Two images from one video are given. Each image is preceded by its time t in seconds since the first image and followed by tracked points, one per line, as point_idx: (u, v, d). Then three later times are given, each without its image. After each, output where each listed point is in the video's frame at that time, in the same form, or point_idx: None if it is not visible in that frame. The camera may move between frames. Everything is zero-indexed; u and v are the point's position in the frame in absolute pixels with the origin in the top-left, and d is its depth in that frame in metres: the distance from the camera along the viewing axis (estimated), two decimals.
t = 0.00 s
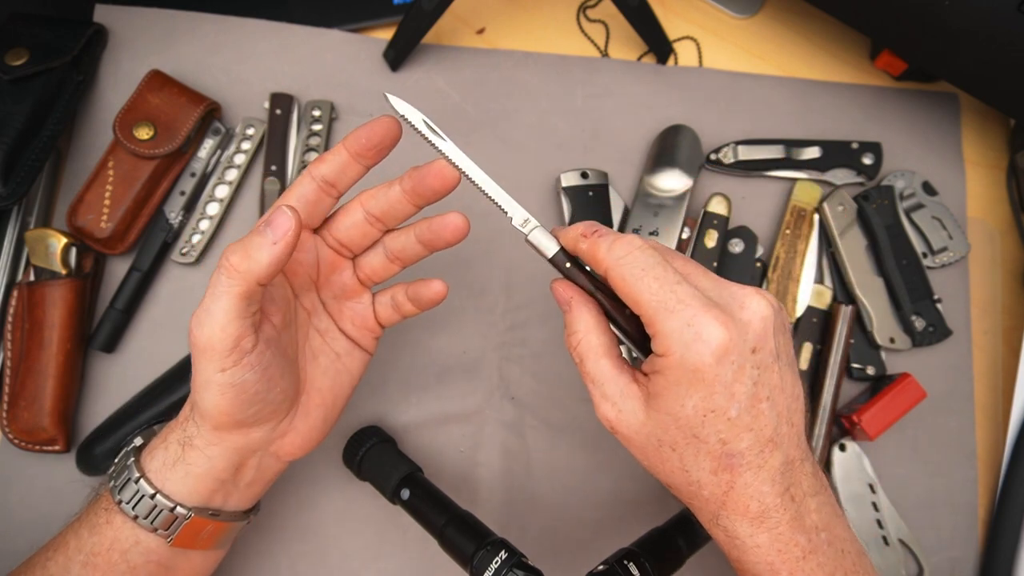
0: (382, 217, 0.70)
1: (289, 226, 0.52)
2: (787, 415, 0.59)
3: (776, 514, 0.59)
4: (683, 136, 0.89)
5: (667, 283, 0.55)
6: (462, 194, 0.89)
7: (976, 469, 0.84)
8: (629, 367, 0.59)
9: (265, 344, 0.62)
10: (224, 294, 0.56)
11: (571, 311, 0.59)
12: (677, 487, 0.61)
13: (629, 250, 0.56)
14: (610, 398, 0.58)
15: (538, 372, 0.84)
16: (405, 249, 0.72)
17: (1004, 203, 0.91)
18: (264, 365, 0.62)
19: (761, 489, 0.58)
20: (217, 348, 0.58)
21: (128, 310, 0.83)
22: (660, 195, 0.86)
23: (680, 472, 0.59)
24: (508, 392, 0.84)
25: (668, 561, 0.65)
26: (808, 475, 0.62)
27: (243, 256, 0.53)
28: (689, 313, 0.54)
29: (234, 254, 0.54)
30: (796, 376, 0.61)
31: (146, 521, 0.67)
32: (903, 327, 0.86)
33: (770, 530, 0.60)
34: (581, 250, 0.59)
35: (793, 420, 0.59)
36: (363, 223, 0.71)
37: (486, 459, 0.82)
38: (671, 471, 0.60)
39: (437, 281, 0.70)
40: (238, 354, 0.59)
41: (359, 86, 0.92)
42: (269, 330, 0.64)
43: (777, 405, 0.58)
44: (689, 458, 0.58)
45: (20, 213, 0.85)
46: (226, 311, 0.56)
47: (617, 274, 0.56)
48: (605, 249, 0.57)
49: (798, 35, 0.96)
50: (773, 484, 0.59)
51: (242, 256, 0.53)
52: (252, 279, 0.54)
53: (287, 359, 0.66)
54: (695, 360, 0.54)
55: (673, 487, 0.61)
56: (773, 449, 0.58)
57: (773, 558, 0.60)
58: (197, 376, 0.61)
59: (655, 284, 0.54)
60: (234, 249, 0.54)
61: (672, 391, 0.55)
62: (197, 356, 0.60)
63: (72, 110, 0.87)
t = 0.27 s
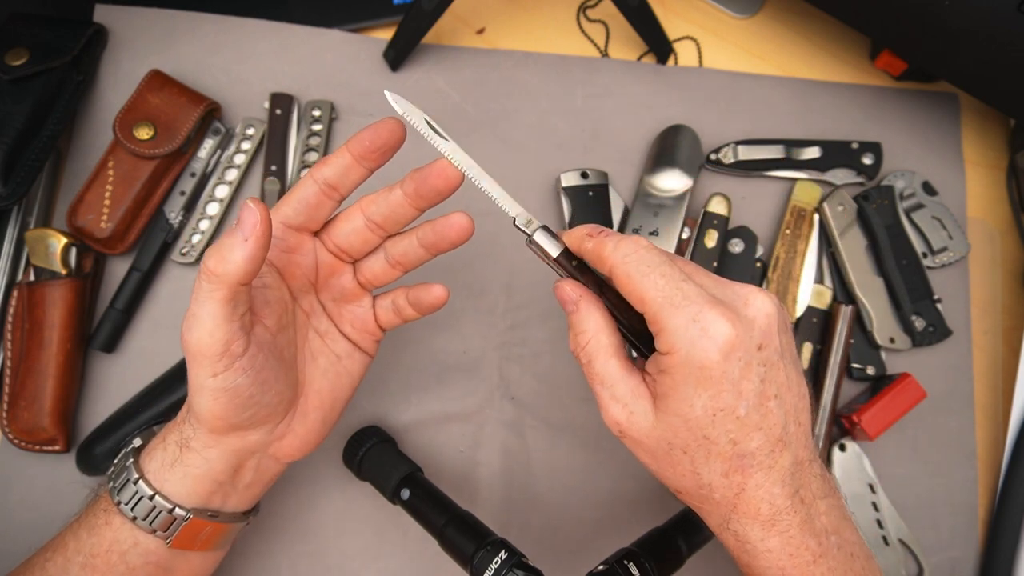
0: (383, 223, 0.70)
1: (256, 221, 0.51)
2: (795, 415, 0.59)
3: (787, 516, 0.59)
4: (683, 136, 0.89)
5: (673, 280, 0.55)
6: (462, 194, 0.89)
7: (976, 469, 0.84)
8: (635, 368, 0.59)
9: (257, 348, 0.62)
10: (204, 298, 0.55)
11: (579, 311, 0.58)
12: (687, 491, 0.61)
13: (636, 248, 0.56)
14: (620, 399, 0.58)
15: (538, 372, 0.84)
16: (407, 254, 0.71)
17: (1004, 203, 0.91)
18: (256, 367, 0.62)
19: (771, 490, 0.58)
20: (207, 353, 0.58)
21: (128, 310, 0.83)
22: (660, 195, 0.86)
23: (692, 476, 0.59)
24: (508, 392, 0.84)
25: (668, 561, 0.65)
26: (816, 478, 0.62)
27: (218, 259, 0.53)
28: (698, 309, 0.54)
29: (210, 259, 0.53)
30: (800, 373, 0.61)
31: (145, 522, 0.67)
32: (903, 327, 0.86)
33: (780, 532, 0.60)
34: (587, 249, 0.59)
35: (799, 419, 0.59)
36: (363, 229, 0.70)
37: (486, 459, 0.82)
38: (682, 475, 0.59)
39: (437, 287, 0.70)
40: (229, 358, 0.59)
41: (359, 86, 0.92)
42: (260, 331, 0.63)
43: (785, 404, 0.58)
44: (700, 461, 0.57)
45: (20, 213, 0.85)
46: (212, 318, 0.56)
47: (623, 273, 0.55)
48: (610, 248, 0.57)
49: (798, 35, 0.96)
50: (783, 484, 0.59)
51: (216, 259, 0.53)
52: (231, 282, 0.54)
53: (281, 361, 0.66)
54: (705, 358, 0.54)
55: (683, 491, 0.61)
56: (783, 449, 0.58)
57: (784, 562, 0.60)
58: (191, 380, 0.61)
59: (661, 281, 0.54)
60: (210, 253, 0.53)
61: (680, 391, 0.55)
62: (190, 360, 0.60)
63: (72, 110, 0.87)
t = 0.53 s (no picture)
0: (383, 223, 0.70)
1: (249, 219, 0.51)
2: (799, 418, 0.59)
3: (788, 519, 0.59)
4: (683, 136, 0.89)
5: (676, 285, 0.54)
6: (462, 194, 0.89)
7: (976, 469, 0.84)
8: (635, 368, 0.59)
9: (255, 346, 0.62)
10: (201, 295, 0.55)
11: (577, 313, 0.59)
12: (687, 492, 0.61)
13: (637, 251, 0.55)
14: (618, 400, 0.58)
15: (538, 372, 0.84)
16: (407, 255, 0.71)
17: (1003, 203, 0.91)
18: (254, 365, 0.62)
19: (772, 493, 0.58)
20: (206, 351, 0.58)
21: (127, 310, 0.83)
22: (660, 195, 0.86)
23: (691, 478, 0.59)
24: (508, 392, 0.84)
25: (668, 561, 0.65)
26: (818, 480, 0.62)
27: (214, 257, 0.53)
28: (702, 314, 0.54)
29: (206, 256, 0.53)
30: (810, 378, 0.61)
31: (144, 520, 0.67)
32: (903, 327, 0.86)
33: (781, 535, 0.59)
34: (587, 253, 0.58)
35: (803, 423, 0.59)
36: (364, 229, 0.70)
37: (486, 459, 0.82)
38: (681, 476, 0.60)
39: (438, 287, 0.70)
40: (227, 356, 0.59)
41: (359, 86, 0.92)
42: (258, 330, 0.63)
43: (789, 409, 0.58)
44: (700, 463, 0.58)
45: (20, 213, 0.85)
46: (210, 315, 0.56)
47: (625, 276, 0.55)
48: (612, 251, 0.56)
49: (798, 35, 0.96)
50: (785, 488, 0.58)
51: (212, 256, 0.53)
52: (228, 279, 0.53)
53: (280, 360, 0.66)
54: (707, 364, 0.53)
55: (682, 490, 0.61)
56: (784, 452, 0.58)
57: (784, 563, 0.60)
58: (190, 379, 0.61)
59: (664, 285, 0.54)
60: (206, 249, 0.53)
61: (682, 395, 0.55)
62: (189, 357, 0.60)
63: (72, 111, 0.87)
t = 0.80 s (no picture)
0: (382, 221, 0.70)
1: (238, 213, 0.51)
2: (801, 421, 0.59)
3: (788, 522, 0.59)
4: (683, 136, 0.89)
5: (678, 290, 0.54)
6: (462, 194, 0.89)
7: (976, 469, 0.84)
8: (635, 368, 0.59)
9: (255, 344, 0.62)
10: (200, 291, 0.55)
11: (575, 313, 0.60)
12: (687, 493, 0.61)
13: (638, 254, 0.55)
14: (619, 400, 0.58)
15: (538, 372, 0.84)
16: (406, 254, 0.71)
17: (1003, 203, 0.91)
18: (254, 362, 0.62)
19: (773, 496, 0.58)
20: (205, 349, 0.58)
21: (128, 310, 0.83)
22: (660, 195, 0.86)
23: (692, 479, 0.59)
24: (508, 392, 0.84)
25: (668, 561, 0.65)
26: (819, 480, 0.62)
27: (210, 256, 0.52)
28: (705, 317, 0.53)
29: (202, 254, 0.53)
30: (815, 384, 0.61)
31: (144, 517, 0.67)
32: (903, 327, 0.86)
33: (781, 538, 0.59)
34: (588, 255, 0.58)
35: (807, 426, 0.59)
36: (363, 227, 0.70)
37: (486, 459, 0.82)
38: (681, 477, 0.60)
39: (437, 286, 0.70)
40: (226, 354, 0.59)
41: (359, 86, 0.92)
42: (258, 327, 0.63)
43: (791, 413, 0.57)
44: (701, 465, 0.58)
45: (20, 213, 0.85)
46: (210, 314, 0.56)
47: (626, 281, 0.55)
48: (612, 254, 0.56)
49: (798, 35, 0.96)
50: (786, 492, 0.58)
51: (208, 255, 0.53)
52: (225, 277, 0.53)
53: (280, 359, 0.66)
54: (709, 368, 0.53)
55: (683, 492, 0.61)
56: (786, 457, 0.58)
57: (784, 566, 0.60)
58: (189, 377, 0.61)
59: (667, 290, 0.54)
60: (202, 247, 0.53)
61: (684, 398, 0.55)
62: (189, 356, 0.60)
63: (72, 111, 0.87)
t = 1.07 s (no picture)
0: (381, 222, 0.70)
1: (229, 214, 0.51)
2: (801, 419, 0.59)
3: (789, 522, 0.59)
4: (683, 136, 0.89)
5: (674, 288, 0.54)
6: (462, 194, 0.89)
7: (976, 470, 0.84)
8: (636, 368, 0.59)
9: (252, 346, 0.62)
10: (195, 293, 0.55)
11: (578, 312, 0.59)
12: (688, 494, 0.61)
13: (635, 254, 0.55)
14: (620, 401, 0.58)
15: (538, 372, 0.84)
16: (405, 255, 0.71)
17: (1003, 203, 0.91)
18: (252, 364, 0.62)
19: (773, 495, 0.58)
20: (203, 352, 0.58)
21: (128, 310, 0.83)
22: (660, 195, 0.86)
23: (693, 480, 0.59)
24: (508, 392, 0.84)
25: (668, 561, 0.65)
26: (819, 481, 0.62)
27: (205, 258, 0.52)
28: (701, 315, 0.54)
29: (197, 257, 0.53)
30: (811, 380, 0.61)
31: (144, 517, 0.67)
32: (903, 327, 0.86)
33: (782, 538, 0.59)
34: (586, 254, 0.58)
35: (805, 425, 0.59)
36: (362, 227, 0.70)
37: (487, 459, 0.82)
38: (683, 478, 0.59)
39: (437, 288, 0.70)
40: (223, 356, 0.59)
41: (358, 86, 0.92)
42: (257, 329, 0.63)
43: (790, 411, 0.57)
44: (702, 465, 0.58)
45: (20, 213, 0.85)
46: (205, 316, 0.56)
47: (622, 280, 0.55)
48: (610, 254, 0.56)
49: (798, 35, 0.96)
50: (786, 491, 0.58)
51: (202, 258, 0.53)
52: (220, 279, 0.53)
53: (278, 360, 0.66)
54: (708, 367, 0.53)
55: (684, 493, 0.61)
56: (785, 455, 0.58)
57: (785, 567, 0.60)
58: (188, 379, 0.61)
59: (663, 288, 0.54)
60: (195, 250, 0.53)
61: (683, 397, 0.55)
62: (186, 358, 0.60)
63: (72, 111, 0.87)
